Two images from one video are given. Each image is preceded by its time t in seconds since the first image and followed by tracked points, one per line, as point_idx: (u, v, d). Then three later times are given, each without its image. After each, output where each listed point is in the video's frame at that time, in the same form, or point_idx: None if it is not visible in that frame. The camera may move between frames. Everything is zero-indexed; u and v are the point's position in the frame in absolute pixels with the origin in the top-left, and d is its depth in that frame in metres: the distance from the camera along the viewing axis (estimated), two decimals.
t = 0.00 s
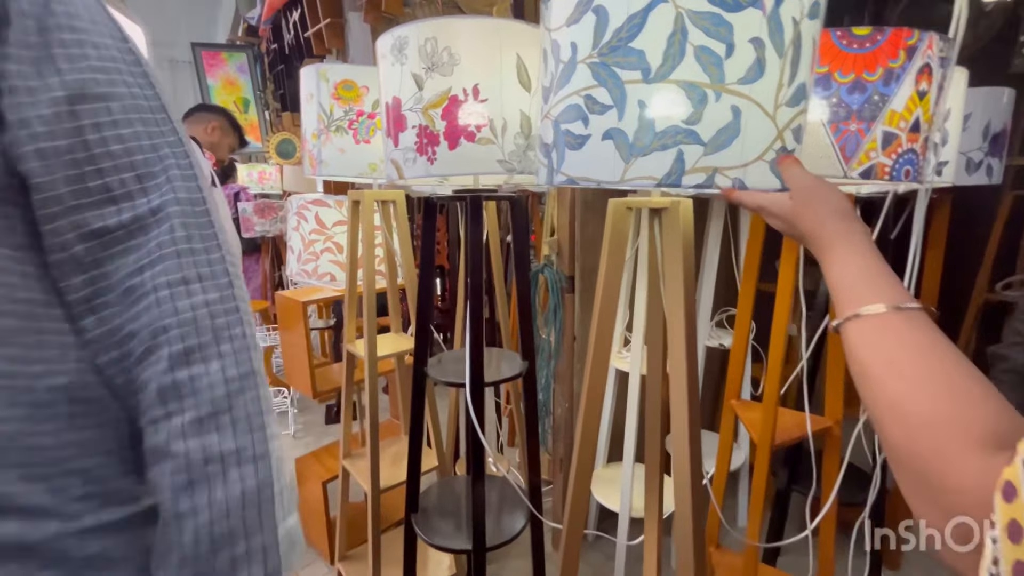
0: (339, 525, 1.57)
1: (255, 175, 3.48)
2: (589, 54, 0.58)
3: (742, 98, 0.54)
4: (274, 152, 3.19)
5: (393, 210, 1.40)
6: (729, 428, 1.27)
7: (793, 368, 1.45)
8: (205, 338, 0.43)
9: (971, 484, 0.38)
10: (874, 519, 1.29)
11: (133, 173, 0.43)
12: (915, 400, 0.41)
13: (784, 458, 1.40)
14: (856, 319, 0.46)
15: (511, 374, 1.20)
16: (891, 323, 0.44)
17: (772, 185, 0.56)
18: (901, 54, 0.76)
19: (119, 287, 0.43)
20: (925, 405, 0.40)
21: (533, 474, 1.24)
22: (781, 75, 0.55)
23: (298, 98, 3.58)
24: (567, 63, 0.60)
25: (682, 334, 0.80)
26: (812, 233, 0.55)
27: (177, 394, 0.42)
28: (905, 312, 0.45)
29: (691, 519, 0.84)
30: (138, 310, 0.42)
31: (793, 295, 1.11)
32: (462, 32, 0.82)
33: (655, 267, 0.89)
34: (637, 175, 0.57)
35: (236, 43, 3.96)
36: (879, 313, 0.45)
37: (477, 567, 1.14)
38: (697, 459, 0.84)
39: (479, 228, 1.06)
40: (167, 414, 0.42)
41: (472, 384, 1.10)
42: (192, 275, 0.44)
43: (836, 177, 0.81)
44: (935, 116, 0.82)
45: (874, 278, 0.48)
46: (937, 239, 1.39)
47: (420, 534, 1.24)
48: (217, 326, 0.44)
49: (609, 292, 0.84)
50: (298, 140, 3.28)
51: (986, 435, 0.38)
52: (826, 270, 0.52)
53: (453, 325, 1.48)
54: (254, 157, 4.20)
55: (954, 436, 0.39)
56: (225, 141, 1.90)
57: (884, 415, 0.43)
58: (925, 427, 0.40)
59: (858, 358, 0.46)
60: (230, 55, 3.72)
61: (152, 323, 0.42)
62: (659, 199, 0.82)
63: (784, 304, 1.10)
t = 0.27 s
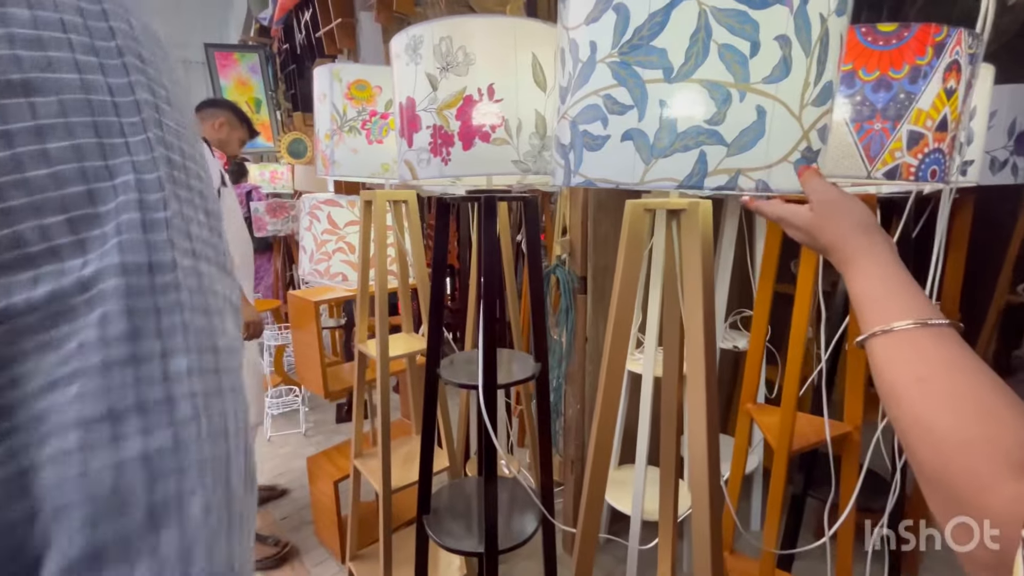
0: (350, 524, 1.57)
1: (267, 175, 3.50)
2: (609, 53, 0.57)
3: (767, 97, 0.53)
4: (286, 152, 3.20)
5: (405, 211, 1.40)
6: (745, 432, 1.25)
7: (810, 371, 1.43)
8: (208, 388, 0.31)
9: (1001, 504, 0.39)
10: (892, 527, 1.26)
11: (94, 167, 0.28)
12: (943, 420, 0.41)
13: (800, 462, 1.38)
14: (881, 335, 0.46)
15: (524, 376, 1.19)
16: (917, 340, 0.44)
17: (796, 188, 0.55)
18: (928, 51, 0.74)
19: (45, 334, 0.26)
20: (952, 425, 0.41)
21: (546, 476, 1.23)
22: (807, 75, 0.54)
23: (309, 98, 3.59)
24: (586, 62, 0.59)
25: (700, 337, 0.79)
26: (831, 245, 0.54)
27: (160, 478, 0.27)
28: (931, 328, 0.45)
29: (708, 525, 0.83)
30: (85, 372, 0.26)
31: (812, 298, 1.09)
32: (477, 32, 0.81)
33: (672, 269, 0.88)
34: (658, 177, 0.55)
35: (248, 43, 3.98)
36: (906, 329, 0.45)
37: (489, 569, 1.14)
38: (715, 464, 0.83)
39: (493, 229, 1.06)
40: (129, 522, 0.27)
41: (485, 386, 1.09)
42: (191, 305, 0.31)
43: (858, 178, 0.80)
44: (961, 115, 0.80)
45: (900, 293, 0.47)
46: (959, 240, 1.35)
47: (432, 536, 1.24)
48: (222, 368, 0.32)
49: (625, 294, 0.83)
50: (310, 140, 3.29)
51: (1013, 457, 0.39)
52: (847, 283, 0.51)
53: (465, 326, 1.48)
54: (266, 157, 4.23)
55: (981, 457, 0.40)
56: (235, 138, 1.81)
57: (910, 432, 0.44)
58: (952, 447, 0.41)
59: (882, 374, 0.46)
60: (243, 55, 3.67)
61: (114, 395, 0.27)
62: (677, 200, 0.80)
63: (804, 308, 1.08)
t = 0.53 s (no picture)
0: (360, 519, 1.58)
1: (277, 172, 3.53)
2: (622, 46, 0.56)
3: (785, 91, 0.52)
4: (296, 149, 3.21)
5: (415, 207, 1.39)
6: (757, 431, 1.24)
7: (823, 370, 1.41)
8: (228, 486, 0.19)
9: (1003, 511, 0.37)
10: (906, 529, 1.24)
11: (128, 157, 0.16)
12: (950, 425, 0.40)
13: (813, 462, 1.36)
14: (888, 336, 0.45)
15: (534, 373, 1.18)
16: (925, 343, 0.43)
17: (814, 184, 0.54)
18: (950, 43, 0.73)
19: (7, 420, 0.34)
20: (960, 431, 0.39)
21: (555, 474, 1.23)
22: (827, 67, 0.53)
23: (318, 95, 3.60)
24: (599, 56, 0.58)
25: (713, 335, 0.78)
26: (841, 245, 0.53)
27: None
28: (940, 331, 0.44)
29: (721, 525, 0.82)
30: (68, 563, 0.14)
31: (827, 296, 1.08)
32: (487, 26, 0.80)
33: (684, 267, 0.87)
34: (672, 173, 0.55)
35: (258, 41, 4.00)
36: (912, 331, 0.44)
37: (498, 566, 1.14)
38: (727, 464, 0.82)
39: (503, 226, 1.05)
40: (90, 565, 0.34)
41: (494, 383, 1.09)
42: (107, 337, 0.15)
43: (876, 173, 0.79)
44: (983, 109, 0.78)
45: (909, 295, 0.46)
46: (977, 236, 1.33)
47: (441, 533, 1.24)
48: (210, 455, 0.18)
49: (637, 292, 0.82)
50: (319, 136, 3.31)
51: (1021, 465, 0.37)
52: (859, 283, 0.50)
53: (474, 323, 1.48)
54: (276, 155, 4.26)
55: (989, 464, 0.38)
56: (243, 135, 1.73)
57: (917, 437, 0.42)
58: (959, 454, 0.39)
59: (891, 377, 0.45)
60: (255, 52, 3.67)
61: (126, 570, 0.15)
62: (690, 197, 0.79)
63: (818, 306, 1.06)
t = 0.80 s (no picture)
0: (364, 521, 1.58)
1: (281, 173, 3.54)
2: (623, 50, 0.55)
3: (790, 94, 0.51)
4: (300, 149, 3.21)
5: (417, 209, 1.39)
6: (761, 436, 1.23)
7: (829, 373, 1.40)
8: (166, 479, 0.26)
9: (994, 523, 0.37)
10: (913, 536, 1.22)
11: (71, 209, 0.21)
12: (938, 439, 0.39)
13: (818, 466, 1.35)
14: (879, 351, 0.44)
15: (536, 376, 1.18)
16: (916, 358, 0.42)
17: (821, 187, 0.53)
18: (960, 43, 0.71)
19: None
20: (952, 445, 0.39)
21: (557, 477, 1.22)
22: (833, 70, 0.51)
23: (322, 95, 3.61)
24: (600, 59, 0.57)
25: (717, 341, 0.77)
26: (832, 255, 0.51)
27: (134, 572, 0.25)
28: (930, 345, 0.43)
29: (725, 531, 0.81)
30: (30, 481, 0.21)
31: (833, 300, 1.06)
32: (488, 28, 0.80)
33: (687, 270, 0.86)
34: (675, 177, 0.54)
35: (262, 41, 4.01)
36: (903, 347, 0.43)
37: (500, 571, 1.13)
38: (731, 471, 0.81)
39: (505, 229, 1.05)
40: None
41: (496, 387, 1.08)
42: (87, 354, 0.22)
43: (882, 175, 0.78)
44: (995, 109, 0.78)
45: (902, 308, 0.45)
46: (987, 237, 1.30)
47: (443, 536, 1.24)
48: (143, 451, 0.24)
49: (640, 297, 0.81)
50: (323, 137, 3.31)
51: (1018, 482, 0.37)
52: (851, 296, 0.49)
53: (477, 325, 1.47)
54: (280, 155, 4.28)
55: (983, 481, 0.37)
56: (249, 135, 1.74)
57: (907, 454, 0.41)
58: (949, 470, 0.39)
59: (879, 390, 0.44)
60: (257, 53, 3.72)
61: (68, 513, 0.22)
62: (693, 201, 0.78)
63: (824, 310, 1.05)
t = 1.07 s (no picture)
0: (375, 514, 1.61)
1: (292, 169, 3.57)
2: (631, 45, 0.54)
3: (802, 88, 0.50)
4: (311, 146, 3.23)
5: (426, 205, 1.39)
6: (773, 433, 1.22)
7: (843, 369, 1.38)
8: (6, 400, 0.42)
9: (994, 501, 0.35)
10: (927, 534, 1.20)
11: None
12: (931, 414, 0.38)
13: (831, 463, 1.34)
14: (869, 331, 0.43)
15: (546, 372, 1.18)
16: (904, 335, 0.41)
17: (833, 183, 0.52)
18: (981, 32, 0.68)
19: None
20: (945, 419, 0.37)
21: (566, 472, 1.22)
22: (846, 63, 0.50)
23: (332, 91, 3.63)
24: (608, 55, 0.57)
25: (728, 338, 0.76)
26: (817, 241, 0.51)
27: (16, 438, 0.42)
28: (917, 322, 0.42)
29: (735, 529, 0.80)
30: None
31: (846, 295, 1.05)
32: (496, 24, 0.79)
33: (698, 266, 0.85)
34: (683, 174, 0.53)
35: (272, 38, 4.03)
36: (890, 325, 0.42)
37: (509, 564, 1.14)
38: (742, 469, 0.80)
39: (514, 225, 1.04)
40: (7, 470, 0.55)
41: (504, 383, 1.09)
42: None
43: (900, 169, 0.77)
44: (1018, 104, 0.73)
45: (889, 289, 0.45)
46: (1009, 231, 1.27)
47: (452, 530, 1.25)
48: None
49: (649, 294, 0.81)
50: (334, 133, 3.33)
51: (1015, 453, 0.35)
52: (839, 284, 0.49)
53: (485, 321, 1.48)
54: (292, 151, 4.33)
55: (981, 457, 0.36)
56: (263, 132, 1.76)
57: (901, 436, 0.40)
58: (947, 446, 0.37)
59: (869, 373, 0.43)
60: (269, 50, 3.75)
61: None
62: (704, 196, 0.77)
63: (837, 306, 1.03)
